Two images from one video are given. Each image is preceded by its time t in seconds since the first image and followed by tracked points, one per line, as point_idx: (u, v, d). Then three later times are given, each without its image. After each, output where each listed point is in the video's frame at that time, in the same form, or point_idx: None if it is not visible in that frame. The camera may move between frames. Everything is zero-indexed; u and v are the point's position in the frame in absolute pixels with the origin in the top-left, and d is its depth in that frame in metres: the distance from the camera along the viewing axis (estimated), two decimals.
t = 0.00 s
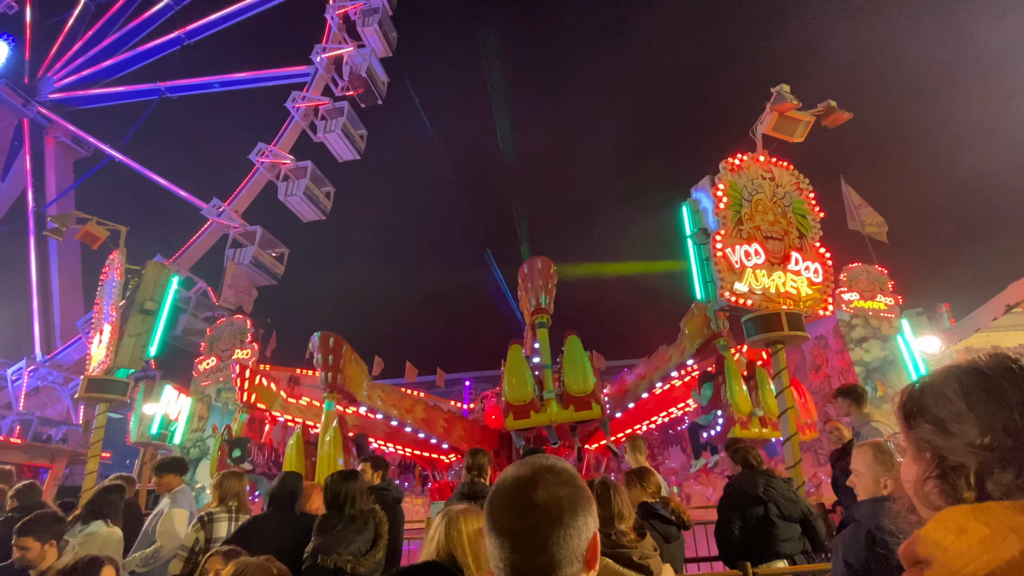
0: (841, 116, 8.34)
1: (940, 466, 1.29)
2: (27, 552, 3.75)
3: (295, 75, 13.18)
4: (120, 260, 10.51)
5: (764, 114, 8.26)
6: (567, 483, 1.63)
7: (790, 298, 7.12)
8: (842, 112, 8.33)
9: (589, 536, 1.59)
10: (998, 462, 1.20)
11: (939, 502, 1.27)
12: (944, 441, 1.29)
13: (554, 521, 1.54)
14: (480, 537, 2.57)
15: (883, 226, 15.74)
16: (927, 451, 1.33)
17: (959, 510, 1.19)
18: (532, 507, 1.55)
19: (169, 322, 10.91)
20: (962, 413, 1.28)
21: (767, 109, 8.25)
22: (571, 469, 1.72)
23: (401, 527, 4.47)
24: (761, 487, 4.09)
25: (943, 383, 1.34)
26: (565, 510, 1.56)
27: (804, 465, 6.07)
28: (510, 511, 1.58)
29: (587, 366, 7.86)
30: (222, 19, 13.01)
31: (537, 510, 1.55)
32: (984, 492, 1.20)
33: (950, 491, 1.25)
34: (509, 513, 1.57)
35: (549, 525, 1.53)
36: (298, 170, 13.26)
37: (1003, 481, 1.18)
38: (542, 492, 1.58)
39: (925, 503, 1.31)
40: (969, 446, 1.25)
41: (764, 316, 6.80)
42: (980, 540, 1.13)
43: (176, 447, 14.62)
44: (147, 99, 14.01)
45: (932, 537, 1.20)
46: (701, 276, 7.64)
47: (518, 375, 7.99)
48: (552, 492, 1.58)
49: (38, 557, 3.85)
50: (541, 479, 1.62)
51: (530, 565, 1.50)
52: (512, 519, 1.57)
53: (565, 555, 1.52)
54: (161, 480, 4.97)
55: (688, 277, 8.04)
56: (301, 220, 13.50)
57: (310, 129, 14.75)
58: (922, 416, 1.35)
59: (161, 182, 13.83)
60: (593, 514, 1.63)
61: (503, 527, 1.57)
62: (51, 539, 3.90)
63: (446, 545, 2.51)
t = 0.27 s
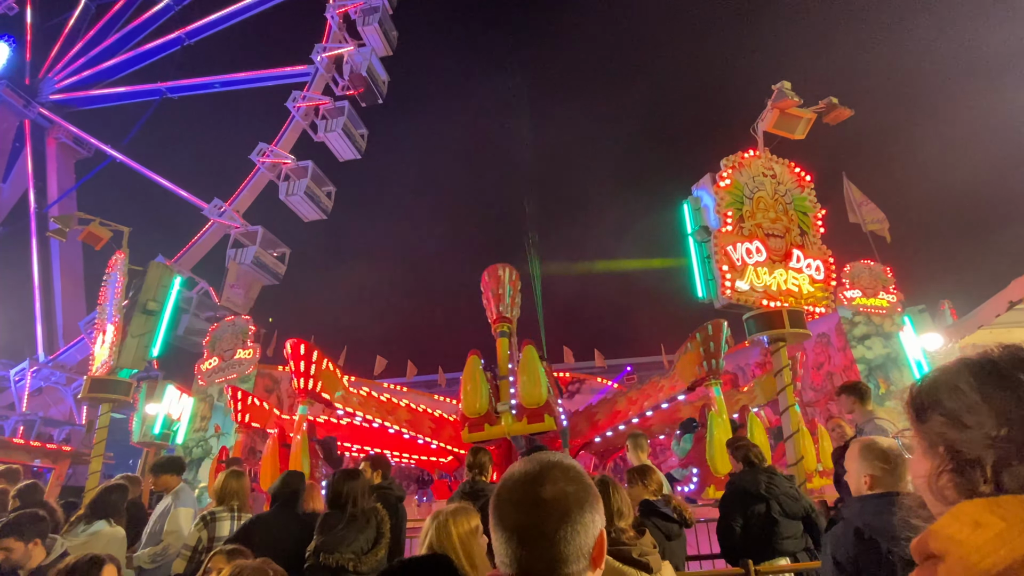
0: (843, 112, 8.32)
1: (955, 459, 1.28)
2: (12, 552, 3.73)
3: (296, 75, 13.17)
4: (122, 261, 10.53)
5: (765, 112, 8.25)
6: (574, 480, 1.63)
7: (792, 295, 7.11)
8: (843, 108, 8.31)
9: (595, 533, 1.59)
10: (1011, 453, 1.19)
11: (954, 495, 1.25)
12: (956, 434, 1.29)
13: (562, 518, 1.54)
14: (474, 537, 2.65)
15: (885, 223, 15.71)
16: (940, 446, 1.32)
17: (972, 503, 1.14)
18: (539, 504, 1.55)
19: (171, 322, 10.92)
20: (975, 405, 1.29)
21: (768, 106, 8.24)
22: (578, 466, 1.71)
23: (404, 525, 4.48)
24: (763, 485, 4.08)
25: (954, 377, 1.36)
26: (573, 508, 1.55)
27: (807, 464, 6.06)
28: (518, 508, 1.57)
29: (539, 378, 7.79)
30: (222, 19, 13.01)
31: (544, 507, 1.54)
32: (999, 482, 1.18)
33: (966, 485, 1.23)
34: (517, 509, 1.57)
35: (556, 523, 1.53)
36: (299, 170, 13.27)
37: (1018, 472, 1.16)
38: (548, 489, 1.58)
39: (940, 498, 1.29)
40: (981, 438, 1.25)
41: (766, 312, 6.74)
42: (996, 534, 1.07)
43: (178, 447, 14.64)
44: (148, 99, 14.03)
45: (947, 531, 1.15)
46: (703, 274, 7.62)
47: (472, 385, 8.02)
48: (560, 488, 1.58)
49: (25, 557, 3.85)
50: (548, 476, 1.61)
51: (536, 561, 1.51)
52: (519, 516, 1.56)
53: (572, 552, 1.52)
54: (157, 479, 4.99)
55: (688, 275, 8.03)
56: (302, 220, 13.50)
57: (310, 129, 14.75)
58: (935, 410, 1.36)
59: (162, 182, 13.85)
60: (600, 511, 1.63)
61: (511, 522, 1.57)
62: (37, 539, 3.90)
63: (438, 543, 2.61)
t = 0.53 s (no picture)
0: (844, 110, 8.30)
1: (994, 451, 1.27)
2: None
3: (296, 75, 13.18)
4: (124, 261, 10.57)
5: (766, 109, 8.23)
6: (576, 476, 1.63)
7: (793, 294, 7.10)
8: (844, 105, 8.29)
9: (597, 529, 1.60)
10: None
11: (989, 487, 1.25)
12: (998, 426, 1.29)
13: (566, 514, 1.54)
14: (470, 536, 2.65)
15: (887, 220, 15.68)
16: (975, 438, 1.33)
17: (1010, 499, 1.13)
18: (543, 500, 1.55)
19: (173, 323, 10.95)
20: (1018, 396, 1.28)
21: (769, 104, 8.22)
22: (580, 463, 1.72)
23: (405, 523, 4.49)
24: (765, 483, 4.07)
25: (989, 369, 1.38)
26: (577, 504, 1.56)
27: (808, 462, 6.05)
28: (522, 505, 1.57)
29: (488, 366, 8.03)
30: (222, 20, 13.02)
31: (548, 504, 1.54)
32: None
33: (1006, 477, 1.23)
34: (521, 506, 1.57)
35: (559, 519, 1.53)
36: (299, 170, 13.29)
37: None
38: (551, 485, 1.58)
39: (975, 490, 1.29)
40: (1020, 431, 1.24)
41: (768, 311, 6.71)
42: None
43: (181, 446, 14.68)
44: (148, 100, 14.05)
45: (982, 525, 1.14)
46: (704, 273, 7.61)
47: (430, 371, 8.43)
48: (564, 485, 1.58)
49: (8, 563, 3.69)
50: (551, 472, 1.62)
51: (540, 559, 1.51)
52: (522, 512, 1.56)
53: (576, 549, 1.53)
54: (146, 483, 5.15)
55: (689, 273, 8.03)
56: (303, 219, 13.51)
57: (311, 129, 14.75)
58: (975, 402, 1.37)
59: (163, 182, 13.88)
60: (602, 507, 1.64)
61: (514, 519, 1.56)
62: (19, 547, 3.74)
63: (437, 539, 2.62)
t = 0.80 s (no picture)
0: (845, 108, 8.28)
1: None
2: None
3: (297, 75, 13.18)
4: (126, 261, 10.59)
5: (767, 108, 8.21)
6: (582, 475, 1.64)
7: (794, 292, 7.09)
8: (846, 104, 8.27)
9: (601, 527, 1.62)
10: None
11: None
12: None
13: (576, 515, 1.55)
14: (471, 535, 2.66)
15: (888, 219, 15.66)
16: (1017, 435, 1.44)
17: None
18: (554, 501, 1.55)
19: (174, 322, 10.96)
20: None
21: (770, 102, 8.21)
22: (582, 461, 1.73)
23: (405, 521, 4.49)
24: (765, 481, 4.07)
25: None
26: (585, 504, 1.57)
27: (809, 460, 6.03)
28: (531, 507, 1.55)
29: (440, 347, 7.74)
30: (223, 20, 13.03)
31: (558, 505, 1.54)
32: None
33: None
34: (531, 508, 1.55)
35: (570, 520, 1.54)
36: (300, 169, 13.29)
37: None
38: (560, 485, 1.58)
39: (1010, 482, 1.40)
40: None
41: (769, 309, 6.69)
42: None
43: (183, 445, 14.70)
44: (149, 100, 14.06)
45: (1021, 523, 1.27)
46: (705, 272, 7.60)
47: (386, 354, 8.09)
48: (572, 486, 1.59)
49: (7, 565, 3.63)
50: (558, 473, 1.61)
51: (549, 560, 1.51)
52: (532, 514, 1.55)
53: (584, 548, 1.54)
54: (147, 481, 5.16)
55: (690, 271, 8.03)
56: (304, 219, 13.51)
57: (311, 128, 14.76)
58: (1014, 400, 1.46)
59: (164, 182, 13.89)
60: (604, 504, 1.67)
61: (523, 522, 1.55)
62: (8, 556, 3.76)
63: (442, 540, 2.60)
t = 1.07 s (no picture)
0: (847, 107, 8.27)
1: None
2: None
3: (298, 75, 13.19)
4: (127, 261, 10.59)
5: (768, 107, 8.20)
6: (588, 474, 1.66)
7: (796, 292, 7.08)
8: (847, 104, 8.26)
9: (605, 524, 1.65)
10: None
11: None
12: None
13: (584, 516, 1.56)
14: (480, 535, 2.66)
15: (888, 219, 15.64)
16: None
17: None
18: (566, 501, 1.56)
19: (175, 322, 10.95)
20: None
21: (772, 102, 8.20)
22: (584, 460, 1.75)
23: (406, 520, 4.48)
24: (765, 481, 4.07)
25: None
26: (594, 502, 1.60)
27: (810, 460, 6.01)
28: (544, 507, 1.54)
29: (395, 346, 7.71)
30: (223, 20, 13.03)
31: (570, 504, 1.55)
32: None
33: None
34: (544, 508, 1.55)
35: (580, 519, 1.55)
36: (301, 169, 13.29)
37: None
38: (571, 485, 1.59)
39: None
40: None
41: (771, 309, 6.68)
42: None
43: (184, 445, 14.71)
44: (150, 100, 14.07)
45: None
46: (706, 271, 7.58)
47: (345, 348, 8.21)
48: (581, 485, 1.60)
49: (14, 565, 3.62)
50: (567, 473, 1.62)
51: (556, 560, 1.51)
52: (544, 514, 1.54)
53: (592, 547, 1.56)
54: (149, 480, 5.17)
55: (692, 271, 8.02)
56: (305, 219, 13.50)
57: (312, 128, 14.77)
58: None
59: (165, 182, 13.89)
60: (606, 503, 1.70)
61: (535, 522, 1.54)
62: (10, 562, 3.75)
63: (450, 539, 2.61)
